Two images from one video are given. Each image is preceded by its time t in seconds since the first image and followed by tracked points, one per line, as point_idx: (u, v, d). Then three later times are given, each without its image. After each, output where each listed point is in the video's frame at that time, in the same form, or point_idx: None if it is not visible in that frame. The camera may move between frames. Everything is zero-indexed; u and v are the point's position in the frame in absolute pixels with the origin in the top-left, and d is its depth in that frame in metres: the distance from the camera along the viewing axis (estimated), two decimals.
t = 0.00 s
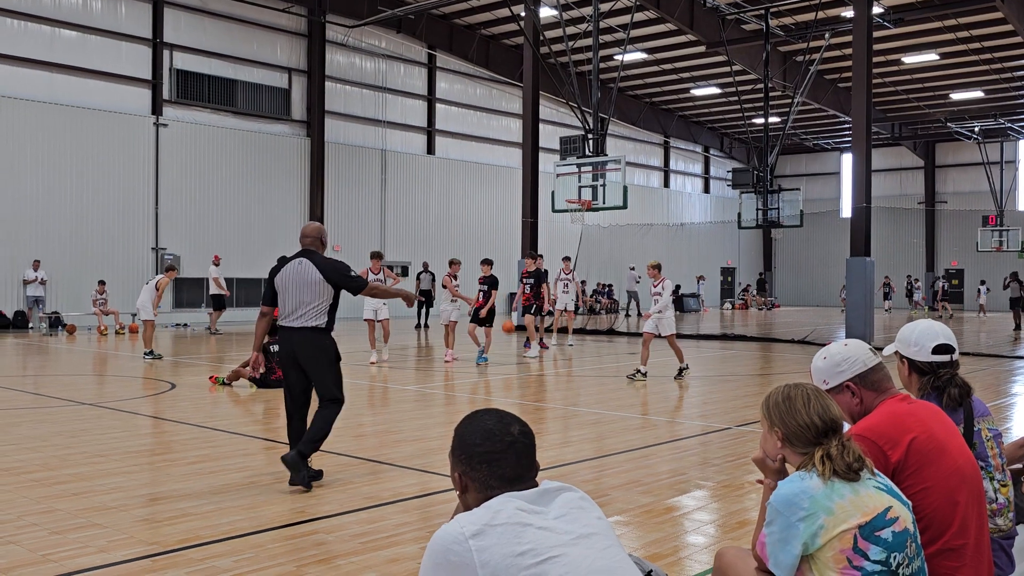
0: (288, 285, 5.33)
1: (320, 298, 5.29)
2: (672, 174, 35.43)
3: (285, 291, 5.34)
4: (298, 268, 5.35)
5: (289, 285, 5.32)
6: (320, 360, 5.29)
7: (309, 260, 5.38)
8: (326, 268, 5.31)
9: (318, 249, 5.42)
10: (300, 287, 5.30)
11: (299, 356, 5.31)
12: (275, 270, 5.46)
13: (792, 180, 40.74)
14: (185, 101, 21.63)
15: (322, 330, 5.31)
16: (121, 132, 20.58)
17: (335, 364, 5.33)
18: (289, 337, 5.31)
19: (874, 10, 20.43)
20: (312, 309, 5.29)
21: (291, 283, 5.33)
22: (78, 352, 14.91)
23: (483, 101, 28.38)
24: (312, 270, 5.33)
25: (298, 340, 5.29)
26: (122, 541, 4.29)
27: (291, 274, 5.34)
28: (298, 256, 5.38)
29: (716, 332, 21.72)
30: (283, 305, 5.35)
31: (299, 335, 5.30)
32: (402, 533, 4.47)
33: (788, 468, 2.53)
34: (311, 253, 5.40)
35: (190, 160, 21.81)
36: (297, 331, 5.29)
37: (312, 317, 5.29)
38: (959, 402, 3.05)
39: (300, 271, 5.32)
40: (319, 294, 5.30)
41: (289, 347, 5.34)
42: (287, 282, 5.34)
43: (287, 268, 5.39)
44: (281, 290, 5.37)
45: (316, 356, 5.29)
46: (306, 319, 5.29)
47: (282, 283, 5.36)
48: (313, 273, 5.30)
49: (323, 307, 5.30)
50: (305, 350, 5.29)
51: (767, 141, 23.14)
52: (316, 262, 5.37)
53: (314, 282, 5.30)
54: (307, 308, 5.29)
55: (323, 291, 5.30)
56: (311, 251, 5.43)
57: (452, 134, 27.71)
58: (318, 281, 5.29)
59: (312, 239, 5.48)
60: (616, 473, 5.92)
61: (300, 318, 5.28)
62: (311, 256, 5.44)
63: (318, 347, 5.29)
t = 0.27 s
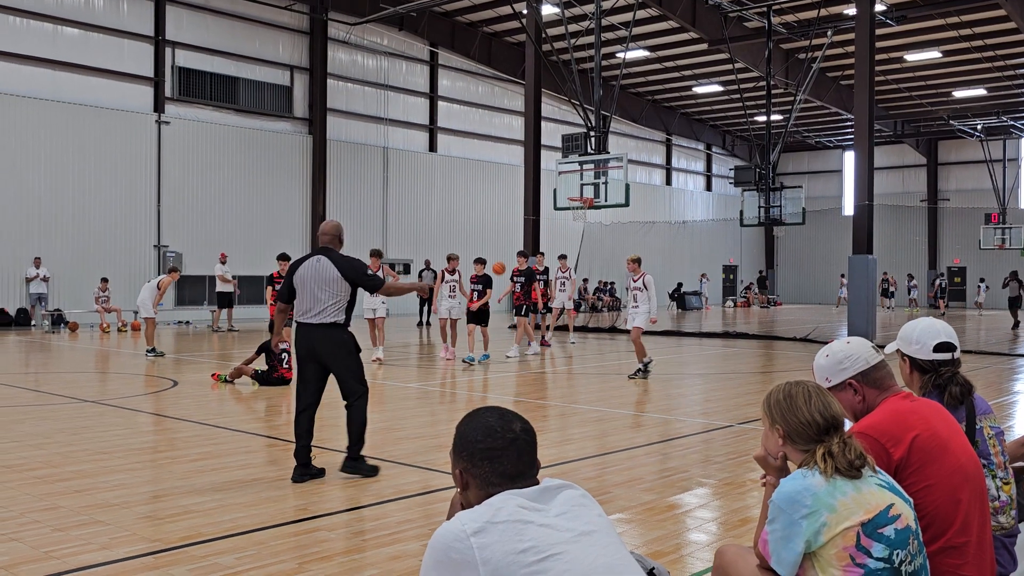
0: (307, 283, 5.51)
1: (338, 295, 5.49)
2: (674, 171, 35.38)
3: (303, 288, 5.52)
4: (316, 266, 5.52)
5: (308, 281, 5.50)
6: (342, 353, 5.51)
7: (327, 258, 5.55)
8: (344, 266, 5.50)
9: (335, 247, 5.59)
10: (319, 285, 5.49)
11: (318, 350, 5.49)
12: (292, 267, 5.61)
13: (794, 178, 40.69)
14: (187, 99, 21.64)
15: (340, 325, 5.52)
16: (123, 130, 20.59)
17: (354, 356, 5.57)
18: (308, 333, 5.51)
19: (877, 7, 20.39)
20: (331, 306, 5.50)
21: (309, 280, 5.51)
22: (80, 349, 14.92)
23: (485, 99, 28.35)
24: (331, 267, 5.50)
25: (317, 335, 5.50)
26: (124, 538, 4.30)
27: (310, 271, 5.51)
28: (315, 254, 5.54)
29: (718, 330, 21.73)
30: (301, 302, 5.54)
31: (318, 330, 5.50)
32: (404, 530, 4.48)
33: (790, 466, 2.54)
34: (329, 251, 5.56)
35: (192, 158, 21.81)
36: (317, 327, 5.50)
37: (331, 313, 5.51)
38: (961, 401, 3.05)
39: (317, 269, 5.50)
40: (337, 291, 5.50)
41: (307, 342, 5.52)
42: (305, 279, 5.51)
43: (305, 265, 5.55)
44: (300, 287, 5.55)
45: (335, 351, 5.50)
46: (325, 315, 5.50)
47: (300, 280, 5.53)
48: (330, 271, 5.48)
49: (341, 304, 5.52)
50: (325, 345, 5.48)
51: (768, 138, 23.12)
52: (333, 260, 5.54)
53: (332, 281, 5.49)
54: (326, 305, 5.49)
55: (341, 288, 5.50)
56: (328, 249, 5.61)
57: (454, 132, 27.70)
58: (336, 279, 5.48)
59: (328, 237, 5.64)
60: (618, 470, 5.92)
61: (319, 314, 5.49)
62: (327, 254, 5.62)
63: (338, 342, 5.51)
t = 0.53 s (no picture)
0: (338, 283, 5.57)
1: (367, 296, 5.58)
2: (676, 169, 35.35)
3: (333, 288, 5.58)
4: (348, 266, 5.60)
5: (338, 282, 5.57)
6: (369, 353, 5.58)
7: (358, 259, 5.63)
8: (375, 268, 5.59)
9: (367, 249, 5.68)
10: (349, 285, 5.56)
11: (347, 349, 5.56)
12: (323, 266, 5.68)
13: (797, 175, 40.64)
14: (189, 96, 21.65)
15: (368, 326, 5.59)
16: (126, 127, 20.61)
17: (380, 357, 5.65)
18: (336, 332, 5.57)
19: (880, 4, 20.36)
20: (361, 306, 5.57)
21: (340, 280, 5.58)
22: (83, 346, 14.94)
23: (487, 96, 28.33)
24: (362, 268, 5.60)
25: (347, 334, 5.56)
26: (127, 535, 4.31)
27: (341, 271, 5.58)
28: (347, 255, 5.62)
29: (720, 327, 21.73)
30: (332, 300, 5.59)
31: (347, 329, 5.56)
32: (407, 527, 4.48)
33: (791, 463, 2.54)
34: (360, 252, 5.66)
35: (194, 155, 21.82)
36: (346, 326, 5.55)
37: (360, 313, 5.58)
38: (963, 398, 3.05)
39: (350, 269, 5.57)
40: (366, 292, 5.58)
41: (337, 341, 5.59)
42: (336, 278, 5.58)
43: (336, 264, 5.63)
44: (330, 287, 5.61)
45: (363, 350, 5.57)
46: (354, 315, 5.56)
47: (330, 279, 5.60)
48: (362, 272, 5.57)
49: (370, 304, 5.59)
50: (354, 344, 5.55)
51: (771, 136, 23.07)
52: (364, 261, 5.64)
53: (363, 282, 5.57)
54: (355, 305, 5.56)
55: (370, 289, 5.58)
56: (360, 250, 5.68)
57: (456, 129, 27.67)
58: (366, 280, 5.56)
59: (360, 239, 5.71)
60: (620, 467, 5.92)
61: (348, 313, 5.55)
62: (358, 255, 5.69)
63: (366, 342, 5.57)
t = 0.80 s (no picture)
0: (365, 275, 5.78)
1: (393, 290, 5.73)
2: (679, 165, 35.30)
3: (361, 280, 5.79)
4: (375, 260, 5.79)
5: (365, 275, 5.76)
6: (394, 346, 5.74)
7: (386, 253, 5.82)
8: (401, 263, 5.77)
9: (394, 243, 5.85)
10: (376, 278, 5.74)
11: (373, 341, 5.74)
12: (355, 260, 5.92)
13: (800, 172, 40.57)
14: (192, 93, 21.65)
15: (394, 319, 5.75)
16: (129, 124, 20.62)
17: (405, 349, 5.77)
18: (363, 323, 5.77)
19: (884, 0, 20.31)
20: (384, 298, 5.73)
21: (368, 274, 5.77)
22: (86, 343, 14.97)
23: (490, 93, 28.32)
24: (389, 263, 5.78)
25: (372, 327, 5.74)
26: (130, 531, 4.31)
27: (369, 264, 5.78)
28: (374, 249, 5.83)
29: (722, 324, 21.70)
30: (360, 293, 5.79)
31: (373, 321, 5.74)
32: (409, 524, 4.49)
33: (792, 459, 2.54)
34: (388, 247, 5.84)
35: (197, 152, 21.83)
36: (370, 318, 5.73)
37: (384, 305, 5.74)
38: (965, 395, 3.04)
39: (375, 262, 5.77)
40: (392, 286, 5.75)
41: (364, 333, 5.78)
42: (364, 272, 5.79)
43: (364, 259, 5.84)
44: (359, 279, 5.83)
45: (388, 343, 5.74)
46: (379, 308, 5.73)
47: (359, 273, 5.81)
48: (388, 266, 5.75)
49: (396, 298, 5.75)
50: (379, 336, 5.72)
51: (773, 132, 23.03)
52: (392, 256, 5.82)
53: (386, 274, 5.74)
54: (380, 297, 5.73)
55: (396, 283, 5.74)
56: (388, 244, 5.87)
57: (459, 126, 27.64)
58: (392, 274, 5.73)
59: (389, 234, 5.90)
60: (622, 464, 5.92)
61: (374, 306, 5.72)
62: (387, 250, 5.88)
63: (391, 335, 5.74)
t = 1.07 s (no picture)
0: (382, 273, 5.86)
1: (408, 287, 5.83)
2: (680, 163, 35.26)
3: (378, 278, 5.87)
4: (392, 259, 5.88)
5: (381, 273, 5.86)
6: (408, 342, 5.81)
7: (402, 251, 5.90)
8: (417, 261, 5.85)
9: (411, 242, 5.94)
10: (392, 276, 5.84)
11: (388, 336, 5.82)
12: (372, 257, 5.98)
13: (801, 169, 40.53)
14: (193, 90, 21.65)
15: (409, 316, 5.84)
16: (130, 121, 20.62)
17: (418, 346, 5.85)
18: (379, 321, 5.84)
19: None
20: (400, 296, 5.82)
21: (384, 271, 5.87)
22: (87, 340, 14.97)
23: (490, 90, 28.29)
24: (404, 260, 5.87)
25: (388, 323, 5.82)
26: (131, 527, 4.32)
27: (385, 262, 5.87)
28: (392, 247, 5.91)
29: (723, 321, 21.72)
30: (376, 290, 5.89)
31: (388, 317, 5.82)
32: (409, 521, 4.49)
33: (792, 456, 2.54)
34: (404, 245, 5.93)
35: (198, 149, 21.82)
36: (387, 316, 5.81)
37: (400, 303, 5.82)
38: (966, 391, 3.04)
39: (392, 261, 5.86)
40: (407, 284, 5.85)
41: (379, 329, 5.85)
42: (380, 270, 5.88)
43: (381, 257, 5.92)
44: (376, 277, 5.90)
45: (402, 339, 5.82)
46: (395, 305, 5.81)
47: (376, 270, 5.89)
48: (403, 264, 5.84)
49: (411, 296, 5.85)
50: (394, 332, 5.80)
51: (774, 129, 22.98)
52: (407, 253, 5.90)
53: (403, 274, 5.84)
54: (397, 296, 5.82)
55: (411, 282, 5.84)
56: (405, 243, 5.95)
57: (460, 123, 27.63)
58: (406, 272, 5.83)
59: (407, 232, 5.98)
60: (623, 461, 5.93)
61: (389, 303, 5.81)
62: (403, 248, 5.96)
63: (405, 331, 5.81)
